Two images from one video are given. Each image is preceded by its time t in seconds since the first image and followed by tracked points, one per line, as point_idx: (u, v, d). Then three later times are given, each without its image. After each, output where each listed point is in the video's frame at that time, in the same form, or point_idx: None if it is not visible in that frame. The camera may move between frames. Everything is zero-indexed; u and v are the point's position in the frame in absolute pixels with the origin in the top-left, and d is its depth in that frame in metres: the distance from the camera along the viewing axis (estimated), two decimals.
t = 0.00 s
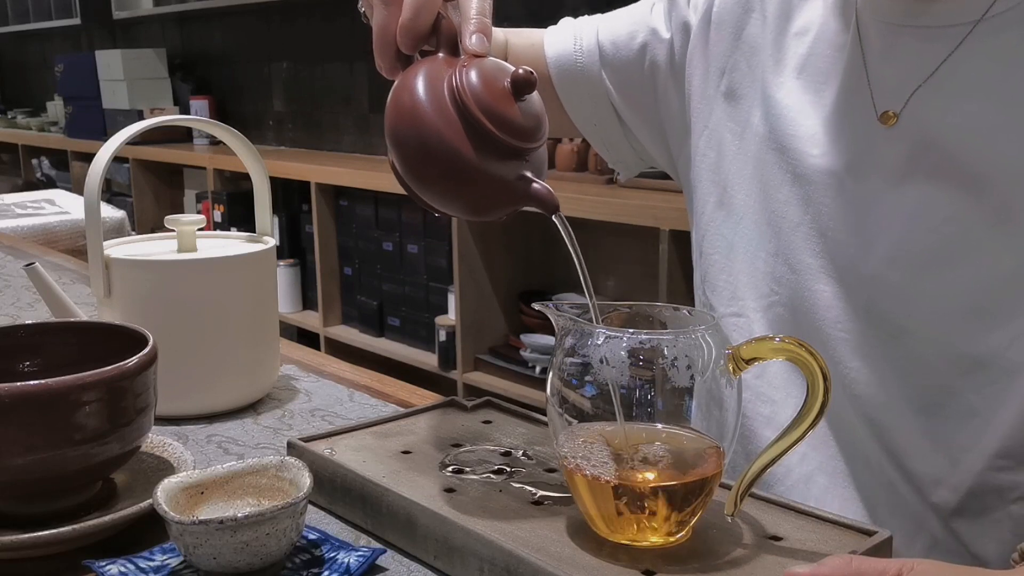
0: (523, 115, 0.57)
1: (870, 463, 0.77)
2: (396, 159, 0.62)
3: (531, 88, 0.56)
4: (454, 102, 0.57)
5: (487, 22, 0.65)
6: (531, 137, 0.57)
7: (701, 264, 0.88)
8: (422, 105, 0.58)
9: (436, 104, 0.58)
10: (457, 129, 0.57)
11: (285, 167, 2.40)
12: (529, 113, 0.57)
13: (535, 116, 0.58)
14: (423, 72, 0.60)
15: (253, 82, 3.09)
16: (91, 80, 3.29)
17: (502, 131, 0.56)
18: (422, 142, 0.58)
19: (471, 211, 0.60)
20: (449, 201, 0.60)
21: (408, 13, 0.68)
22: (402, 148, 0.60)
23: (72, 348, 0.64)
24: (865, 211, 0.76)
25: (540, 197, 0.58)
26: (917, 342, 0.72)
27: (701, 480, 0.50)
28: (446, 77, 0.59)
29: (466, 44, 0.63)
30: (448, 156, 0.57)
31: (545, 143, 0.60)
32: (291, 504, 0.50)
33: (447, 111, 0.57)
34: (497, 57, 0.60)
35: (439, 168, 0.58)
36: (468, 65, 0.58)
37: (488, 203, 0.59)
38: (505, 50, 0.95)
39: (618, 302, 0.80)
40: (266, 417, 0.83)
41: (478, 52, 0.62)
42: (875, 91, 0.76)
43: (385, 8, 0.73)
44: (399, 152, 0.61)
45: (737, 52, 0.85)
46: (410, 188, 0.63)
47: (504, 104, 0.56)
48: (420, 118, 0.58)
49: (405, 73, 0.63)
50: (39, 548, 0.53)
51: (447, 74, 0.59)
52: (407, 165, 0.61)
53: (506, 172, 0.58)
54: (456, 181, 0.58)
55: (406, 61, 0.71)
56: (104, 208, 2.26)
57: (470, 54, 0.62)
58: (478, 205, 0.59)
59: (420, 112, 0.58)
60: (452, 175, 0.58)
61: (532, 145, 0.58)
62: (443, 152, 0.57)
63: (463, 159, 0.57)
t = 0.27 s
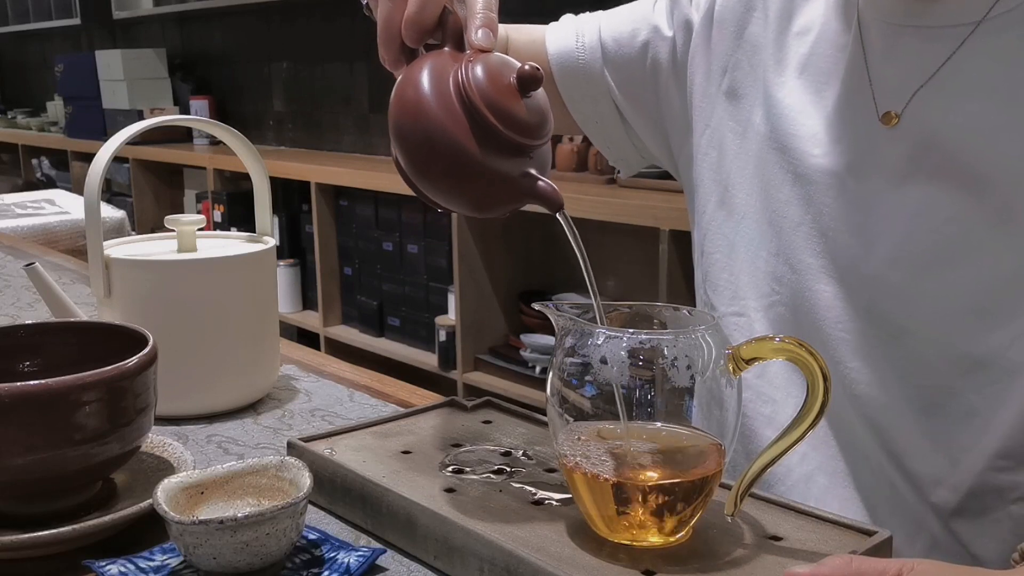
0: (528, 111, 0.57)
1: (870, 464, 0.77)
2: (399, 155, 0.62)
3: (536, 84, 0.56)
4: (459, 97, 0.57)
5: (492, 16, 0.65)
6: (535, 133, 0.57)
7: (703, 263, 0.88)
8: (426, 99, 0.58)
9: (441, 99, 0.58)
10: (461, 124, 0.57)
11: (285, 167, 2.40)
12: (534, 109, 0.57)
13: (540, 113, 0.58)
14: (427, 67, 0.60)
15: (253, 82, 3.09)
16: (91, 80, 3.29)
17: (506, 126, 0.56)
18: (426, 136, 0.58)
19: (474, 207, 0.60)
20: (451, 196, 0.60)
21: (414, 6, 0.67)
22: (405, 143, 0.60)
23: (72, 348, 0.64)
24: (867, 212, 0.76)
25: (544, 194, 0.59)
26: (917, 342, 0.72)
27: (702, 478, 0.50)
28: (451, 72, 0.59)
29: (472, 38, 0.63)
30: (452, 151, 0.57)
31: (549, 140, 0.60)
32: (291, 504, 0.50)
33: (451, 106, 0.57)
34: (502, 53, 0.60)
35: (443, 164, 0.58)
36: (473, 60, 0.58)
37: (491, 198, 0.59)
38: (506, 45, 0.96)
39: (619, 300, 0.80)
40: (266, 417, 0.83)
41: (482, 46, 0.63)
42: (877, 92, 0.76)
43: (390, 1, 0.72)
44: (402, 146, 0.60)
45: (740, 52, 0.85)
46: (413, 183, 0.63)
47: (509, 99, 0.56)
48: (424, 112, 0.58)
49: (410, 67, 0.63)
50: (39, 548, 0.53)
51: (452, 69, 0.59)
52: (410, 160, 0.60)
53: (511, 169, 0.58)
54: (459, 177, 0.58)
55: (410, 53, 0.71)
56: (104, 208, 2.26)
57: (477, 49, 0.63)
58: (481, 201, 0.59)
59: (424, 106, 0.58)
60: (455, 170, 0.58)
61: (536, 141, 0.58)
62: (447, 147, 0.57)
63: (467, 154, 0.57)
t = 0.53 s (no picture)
0: (532, 114, 0.57)
1: (870, 464, 0.77)
2: (402, 155, 0.62)
3: (541, 88, 0.56)
4: (463, 98, 0.57)
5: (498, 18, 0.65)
6: (539, 136, 0.57)
7: (703, 263, 0.87)
8: (429, 100, 0.58)
9: (445, 100, 0.57)
10: (465, 125, 0.57)
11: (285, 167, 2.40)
12: (538, 112, 0.57)
13: (544, 117, 0.58)
14: (432, 68, 0.60)
15: (253, 82, 3.09)
16: (91, 80, 3.29)
17: (509, 129, 0.56)
18: (429, 137, 0.58)
19: (477, 209, 0.60)
20: (454, 197, 0.59)
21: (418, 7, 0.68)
22: (408, 143, 0.60)
23: (72, 348, 0.64)
24: (867, 212, 0.76)
25: (548, 199, 0.58)
26: (917, 342, 0.73)
27: (702, 477, 0.50)
28: (456, 73, 0.59)
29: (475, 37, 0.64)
30: (455, 152, 0.57)
31: (552, 144, 0.60)
32: (291, 504, 0.50)
33: (455, 107, 0.57)
34: (508, 56, 0.60)
35: (446, 165, 0.58)
36: (478, 62, 0.58)
37: (493, 201, 0.58)
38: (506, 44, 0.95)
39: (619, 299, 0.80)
40: (266, 417, 0.83)
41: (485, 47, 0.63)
42: (878, 92, 0.76)
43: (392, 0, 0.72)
44: (405, 147, 0.60)
45: (741, 51, 0.85)
46: (416, 184, 0.63)
47: (513, 102, 0.56)
48: (428, 113, 0.58)
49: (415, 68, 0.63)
50: (39, 548, 0.53)
51: (457, 70, 0.59)
52: (412, 161, 0.60)
53: (514, 172, 0.58)
54: (462, 179, 0.58)
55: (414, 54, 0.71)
56: (104, 208, 2.26)
57: (481, 51, 0.62)
58: (483, 202, 0.59)
59: (427, 107, 0.58)
60: (458, 171, 0.57)
61: (540, 145, 0.58)
62: (450, 148, 0.57)
63: (470, 155, 0.57)
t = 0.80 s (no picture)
0: (532, 118, 0.57)
1: (870, 464, 0.77)
2: (402, 157, 0.61)
3: (543, 93, 0.56)
4: (464, 101, 0.57)
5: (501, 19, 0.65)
6: (539, 140, 0.57)
7: (704, 263, 0.87)
8: (431, 102, 0.58)
9: (446, 102, 0.57)
10: (466, 127, 0.57)
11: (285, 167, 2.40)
12: (539, 116, 0.57)
13: (546, 122, 0.58)
14: (434, 69, 0.60)
15: (253, 82, 3.09)
16: (91, 80, 3.29)
17: (510, 132, 0.56)
18: (430, 139, 0.58)
19: (477, 213, 0.59)
20: (453, 201, 0.59)
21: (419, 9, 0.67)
22: (408, 146, 0.60)
23: (72, 348, 0.64)
24: (867, 212, 0.75)
25: (548, 204, 0.58)
26: (917, 342, 0.73)
27: (703, 475, 0.50)
28: (458, 75, 0.59)
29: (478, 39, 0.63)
30: (455, 154, 0.57)
31: (554, 148, 0.60)
32: (291, 504, 0.50)
33: (456, 110, 0.57)
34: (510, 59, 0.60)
35: (445, 167, 0.58)
36: (480, 65, 0.58)
37: (493, 205, 0.58)
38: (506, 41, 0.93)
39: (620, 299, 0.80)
40: (266, 417, 0.83)
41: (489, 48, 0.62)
42: (878, 92, 0.76)
43: None
44: (405, 149, 0.60)
45: (742, 51, 0.85)
46: (416, 187, 0.62)
47: (513, 105, 0.56)
48: (429, 115, 0.58)
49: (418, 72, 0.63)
50: (38, 548, 0.53)
51: (459, 72, 0.59)
52: (413, 164, 0.60)
53: (514, 176, 0.57)
54: (462, 182, 0.57)
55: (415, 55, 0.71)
56: (104, 208, 2.26)
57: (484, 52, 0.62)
58: (483, 206, 0.58)
59: (428, 109, 0.58)
60: (458, 173, 0.57)
61: (541, 150, 0.57)
62: (449, 150, 0.57)
63: (471, 158, 0.57)
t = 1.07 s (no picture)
0: (535, 120, 0.56)
1: (870, 464, 0.77)
2: (404, 158, 0.61)
3: (547, 96, 0.56)
4: (468, 102, 0.57)
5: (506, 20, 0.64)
6: (543, 144, 0.57)
7: (704, 263, 0.87)
8: (434, 102, 0.58)
9: (450, 103, 0.57)
10: (469, 128, 0.57)
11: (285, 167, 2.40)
12: (542, 119, 0.57)
13: (549, 125, 0.58)
14: (437, 70, 0.60)
15: (253, 82, 3.09)
16: (91, 80, 3.29)
17: (512, 135, 0.56)
18: (432, 140, 0.58)
19: (478, 214, 0.59)
20: (454, 201, 0.59)
21: (424, 10, 0.67)
22: (410, 146, 0.59)
23: (73, 348, 0.64)
24: (868, 212, 0.75)
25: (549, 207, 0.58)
26: (917, 342, 0.73)
27: (702, 475, 0.50)
28: (462, 76, 0.58)
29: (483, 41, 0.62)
30: (457, 156, 0.57)
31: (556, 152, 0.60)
32: (291, 504, 0.50)
33: (459, 111, 0.57)
34: (513, 61, 0.60)
35: (447, 168, 0.57)
36: (484, 66, 0.58)
37: (495, 206, 0.58)
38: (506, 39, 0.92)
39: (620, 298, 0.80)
40: (266, 417, 0.83)
41: (494, 50, 0.61)
42: (879, 92, 0.76)
43: None
44: (407, 149, 0.60)
45: (742, 50, 0.85)
46: (417, 187, 0.62)
47: (516, 108, 0.56)
48: (432, 115, 0.58)
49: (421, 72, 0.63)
50: (38, 548, 0.53)
51: (462, 73, 0.59)
52: (415, 164, 0.60)
53: (516, 178, 0.57)
54: (463, 183, 0.57)
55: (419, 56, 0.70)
56: (104, 208, 2.26)
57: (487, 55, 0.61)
58: (485, 207, 0.58)
59: (431, 108, 0.58)
60: (460, 173, 0.57)
61: (544, 153, 0.57)
62: (452, 151, 0.57)
63: (474, 160, 0.57)
